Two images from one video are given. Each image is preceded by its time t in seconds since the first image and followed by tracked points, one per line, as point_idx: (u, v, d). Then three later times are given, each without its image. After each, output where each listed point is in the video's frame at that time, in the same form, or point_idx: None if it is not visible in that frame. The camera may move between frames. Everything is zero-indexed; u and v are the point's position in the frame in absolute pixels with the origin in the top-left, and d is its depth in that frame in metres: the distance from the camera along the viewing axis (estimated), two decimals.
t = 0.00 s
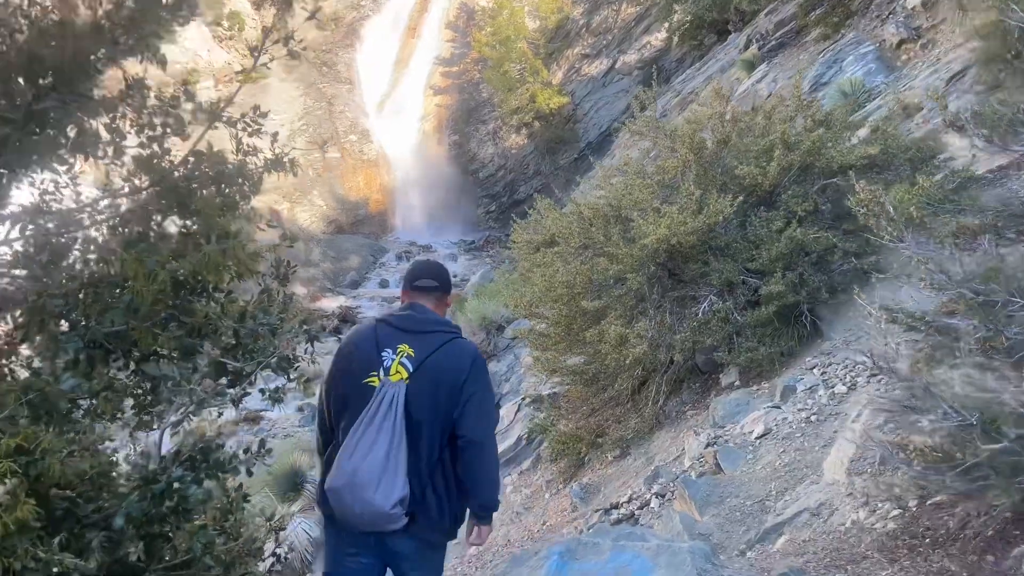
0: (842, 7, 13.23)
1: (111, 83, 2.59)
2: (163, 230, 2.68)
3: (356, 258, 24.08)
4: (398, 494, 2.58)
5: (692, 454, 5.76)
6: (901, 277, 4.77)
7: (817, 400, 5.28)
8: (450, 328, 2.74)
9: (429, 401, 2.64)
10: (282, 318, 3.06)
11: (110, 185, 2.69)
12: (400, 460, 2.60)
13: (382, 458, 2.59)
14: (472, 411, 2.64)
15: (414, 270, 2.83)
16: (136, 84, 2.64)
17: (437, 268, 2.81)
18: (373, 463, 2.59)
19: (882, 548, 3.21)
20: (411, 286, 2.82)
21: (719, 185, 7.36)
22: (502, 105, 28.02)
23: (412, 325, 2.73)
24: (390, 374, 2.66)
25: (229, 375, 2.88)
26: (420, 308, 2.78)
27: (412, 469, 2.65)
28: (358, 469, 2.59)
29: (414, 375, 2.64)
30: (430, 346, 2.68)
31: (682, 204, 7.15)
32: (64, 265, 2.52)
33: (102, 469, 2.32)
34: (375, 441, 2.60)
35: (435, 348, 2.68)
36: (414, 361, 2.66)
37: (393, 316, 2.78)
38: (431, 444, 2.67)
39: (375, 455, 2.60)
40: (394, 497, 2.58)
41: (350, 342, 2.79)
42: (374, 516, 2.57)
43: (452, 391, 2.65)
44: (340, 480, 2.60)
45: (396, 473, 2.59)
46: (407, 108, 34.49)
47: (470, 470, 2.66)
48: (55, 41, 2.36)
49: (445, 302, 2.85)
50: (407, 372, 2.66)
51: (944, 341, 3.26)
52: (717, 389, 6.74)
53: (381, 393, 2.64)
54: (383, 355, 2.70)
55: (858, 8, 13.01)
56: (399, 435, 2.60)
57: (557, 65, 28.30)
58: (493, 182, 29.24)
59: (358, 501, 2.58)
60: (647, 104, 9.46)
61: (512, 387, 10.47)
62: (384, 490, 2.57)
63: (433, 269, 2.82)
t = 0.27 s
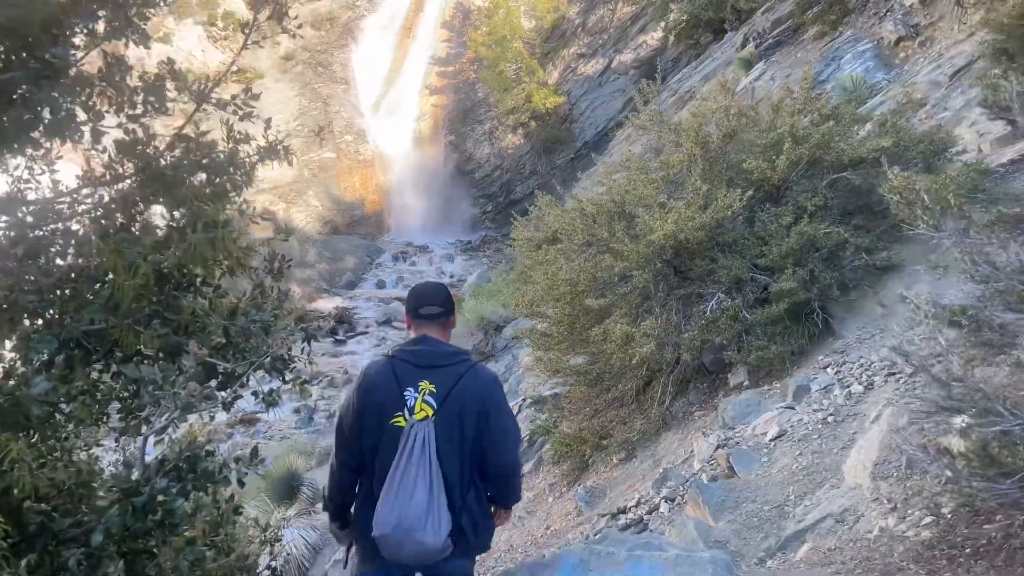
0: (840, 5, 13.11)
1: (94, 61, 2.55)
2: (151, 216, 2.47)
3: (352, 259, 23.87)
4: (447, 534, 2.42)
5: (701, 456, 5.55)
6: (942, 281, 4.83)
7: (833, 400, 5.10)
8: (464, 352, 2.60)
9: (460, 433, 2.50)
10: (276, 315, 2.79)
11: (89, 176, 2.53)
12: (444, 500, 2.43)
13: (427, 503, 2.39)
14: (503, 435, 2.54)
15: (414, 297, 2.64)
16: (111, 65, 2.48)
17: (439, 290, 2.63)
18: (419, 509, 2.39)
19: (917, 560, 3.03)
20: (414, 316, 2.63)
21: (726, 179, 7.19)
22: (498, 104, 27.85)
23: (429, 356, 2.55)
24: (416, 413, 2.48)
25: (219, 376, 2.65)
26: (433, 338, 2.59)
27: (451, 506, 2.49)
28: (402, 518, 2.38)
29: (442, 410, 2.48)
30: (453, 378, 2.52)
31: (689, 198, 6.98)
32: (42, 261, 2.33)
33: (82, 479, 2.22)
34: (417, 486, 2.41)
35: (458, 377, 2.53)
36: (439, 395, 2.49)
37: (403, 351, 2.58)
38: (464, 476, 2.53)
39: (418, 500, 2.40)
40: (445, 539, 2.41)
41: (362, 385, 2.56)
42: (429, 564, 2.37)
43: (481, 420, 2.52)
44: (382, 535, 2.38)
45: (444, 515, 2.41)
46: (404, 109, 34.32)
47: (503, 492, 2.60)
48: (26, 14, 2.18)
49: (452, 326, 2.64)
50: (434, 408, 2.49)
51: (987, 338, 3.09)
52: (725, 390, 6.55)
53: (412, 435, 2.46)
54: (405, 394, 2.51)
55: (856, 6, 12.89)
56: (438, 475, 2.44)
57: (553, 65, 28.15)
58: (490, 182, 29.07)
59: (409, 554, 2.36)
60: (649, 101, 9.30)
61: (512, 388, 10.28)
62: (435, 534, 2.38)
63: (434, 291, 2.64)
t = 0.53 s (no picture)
0: (834, 3, 12.99)
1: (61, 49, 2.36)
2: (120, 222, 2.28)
3: (345, 260, 23.65)
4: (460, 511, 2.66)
5: (706, 462, 5.34)
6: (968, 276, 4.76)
7: (843, 404, 4.91)
8: (456, 341, 2.80)
9: (461, 415, 2.73)
10: (258, 322, 2.60)
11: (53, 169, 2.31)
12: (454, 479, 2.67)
13: (440, 485, 2.63)
14: (496, 410, 2.82)
15: (398, 290, 2.80)
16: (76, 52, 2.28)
17: (424, 284, 2.79)
18: (434, 492, 2.63)
19: None
20: (402, 310, 2.79)
21: (727, 176, 7.02)
22: (491, 104, 27.67)
23: (425, 349, 2.74)
24: (420, 403, 2.68)
25: (197, 389, 2.43)
26: (423, 329, 2.79)
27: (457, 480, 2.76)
28: (419, 502, 2.60)
29: (443, 397, 2.71)
30: (450, 367, 2.74)
31: (691, 196, 6.80)
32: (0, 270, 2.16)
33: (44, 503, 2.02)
34: (429, 471, 2.63)
35: (454, 366, 2.75)
36: (439, 384, 2.71)
37: (398, 345, 2.75)
38: (467, 453, 2.78)
39: (432, 483, 2.63)
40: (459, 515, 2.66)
41: (364, 383, 2.71)
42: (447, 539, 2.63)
43: (478, 400, 2.78)
44: (404, 520, 2.59)
45: (456, 493, 2.66)
46: (397, 109, 34.14)
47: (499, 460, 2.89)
48: None
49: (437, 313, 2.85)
50: (435, 396, 2.70)
51: None
52: (728, 392, 6.36)
53: (418, 424, 2.66)
54: (407, 386, 2.69)
55: (850, 4, 12.78)
56: (446, 457, 2.67)
57: (546, 64, 27.98)
58: (484, 182, 28.90)
59: (430, 534, 2.60)
60: (646, 98, 9.14)
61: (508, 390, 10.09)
62: (450, 512, 2.62)
63: (419, 285, 2.79)
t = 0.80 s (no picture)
0: None
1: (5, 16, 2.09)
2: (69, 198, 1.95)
3: (338, 260, 23.40)
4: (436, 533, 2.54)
5: (706, 466, 5.13)
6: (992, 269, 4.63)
7: (849, 405, 4.74)
8: (427, 360, 2.71)
9: (435, 434, 2.62)
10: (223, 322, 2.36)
11: None
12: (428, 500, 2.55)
13: (414, 507, 2.51)
14: (470, 428, 2.72)
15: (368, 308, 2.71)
16: (22, 18, 2.01)
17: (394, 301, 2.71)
18: (407, 515, 2.50)
19: None
20: (373, 329, 2.71)
21: (726, 171, 6.83)
22: (484, 104, 27.45)
23: (395, 368, 2.64)
24: (391, 423, 2.57)
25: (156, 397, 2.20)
26: (394, 346, 2.70)
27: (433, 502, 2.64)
28: (392, 525, 2.48)
29: (415, 416, 2.59)
30: (421, 385, 2.64)
31: (689, 190, 6.60)
32: None
33: None
34: (402, 493, 2.51)
35: (425, 384, 2.65)
36: (410, 402, 2.60)
37: (368, 365, 2.65)
38: (442, 475, 2.67)
39: (405, 505, 2.50)
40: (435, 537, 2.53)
41: (334, 403, 2.60)
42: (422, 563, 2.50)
43: (451, 419, 2.67)
44: (377, 542, 2.47)
45: (430, 515, 2.53)
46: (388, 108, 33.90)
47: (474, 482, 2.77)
48: None
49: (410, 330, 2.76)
50: (406, 415, 2.59)
51: None
52: (728, 393, 6.19)
53: (390, 445, 2.54)
54: (378, 406, 2.58)
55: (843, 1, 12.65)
56: (421, 477, 2.55)
57: (539, 64, 27.77)
58: (476, 182, 28.72)
59: (404, 557, 2.47)
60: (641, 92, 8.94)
61: (501, 391, 9.90)
62: (424, 534, 2.50)
63: (388, 303, 2.71)
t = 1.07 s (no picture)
0: None
1: None
2: (11, 178, 1.68)
3: (333, 260, 23.16)
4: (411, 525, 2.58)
5: (710, 468, 4.94)
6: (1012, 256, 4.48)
7: (860, 405, 4.53)
8: (408, 353, 2.76)
9: (412, 426, 2.68)
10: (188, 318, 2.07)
11: None
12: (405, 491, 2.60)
13: (390, 497, 2.55)
14: (447, 424, 2.77)
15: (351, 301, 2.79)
16: None
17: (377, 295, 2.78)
18: (383, 505, 2.54)
19: None
20: (356, 321, 2.77)
21: (728, 163, 6.63)
22: (479, 102, 27.26)
23: (377, 361, 2.70)
24: (371, 414, 2.62)
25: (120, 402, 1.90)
26: (376, 340, 2.76)
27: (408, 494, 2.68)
28: (367, 514, 2.53)
29: (394, 408, 2.65)
30: (401, 378, 2.69)
31: (691, 183, 6.40)
32: None
33: None
34: (379, 482, 2.56)
35: (405, 378, 2.70)
36: (390, 395, 2.66)
37: (350, 356, 2.71)
38: (418, 468, 2.71)
39: (382, 495, 2.55)
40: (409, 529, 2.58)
41: (315, 393, 2.64)
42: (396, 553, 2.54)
43: (428, 413, 2.73)
44: (353, 530, 2.51)
45: (406, 506, 2.58)
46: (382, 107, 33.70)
47: (446, 482, 2.79)
48: None
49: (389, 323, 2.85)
50: (386, 407, 2.65)
51: None
52: (732, 392, 6.00)
53: (368, 436, 2.59)
54: (358, 397, 2.64)
55: None
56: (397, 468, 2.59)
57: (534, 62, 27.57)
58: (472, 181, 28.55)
59: (379, 546, 2.52)
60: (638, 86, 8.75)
61: (496, 391, 9.72)
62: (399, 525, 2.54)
63: (372, 297, 2.78)
